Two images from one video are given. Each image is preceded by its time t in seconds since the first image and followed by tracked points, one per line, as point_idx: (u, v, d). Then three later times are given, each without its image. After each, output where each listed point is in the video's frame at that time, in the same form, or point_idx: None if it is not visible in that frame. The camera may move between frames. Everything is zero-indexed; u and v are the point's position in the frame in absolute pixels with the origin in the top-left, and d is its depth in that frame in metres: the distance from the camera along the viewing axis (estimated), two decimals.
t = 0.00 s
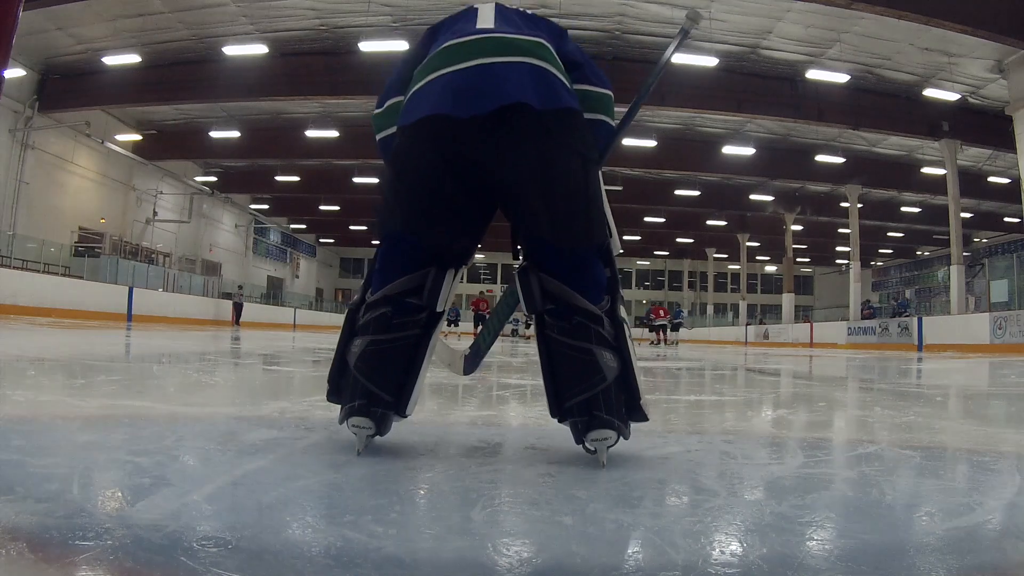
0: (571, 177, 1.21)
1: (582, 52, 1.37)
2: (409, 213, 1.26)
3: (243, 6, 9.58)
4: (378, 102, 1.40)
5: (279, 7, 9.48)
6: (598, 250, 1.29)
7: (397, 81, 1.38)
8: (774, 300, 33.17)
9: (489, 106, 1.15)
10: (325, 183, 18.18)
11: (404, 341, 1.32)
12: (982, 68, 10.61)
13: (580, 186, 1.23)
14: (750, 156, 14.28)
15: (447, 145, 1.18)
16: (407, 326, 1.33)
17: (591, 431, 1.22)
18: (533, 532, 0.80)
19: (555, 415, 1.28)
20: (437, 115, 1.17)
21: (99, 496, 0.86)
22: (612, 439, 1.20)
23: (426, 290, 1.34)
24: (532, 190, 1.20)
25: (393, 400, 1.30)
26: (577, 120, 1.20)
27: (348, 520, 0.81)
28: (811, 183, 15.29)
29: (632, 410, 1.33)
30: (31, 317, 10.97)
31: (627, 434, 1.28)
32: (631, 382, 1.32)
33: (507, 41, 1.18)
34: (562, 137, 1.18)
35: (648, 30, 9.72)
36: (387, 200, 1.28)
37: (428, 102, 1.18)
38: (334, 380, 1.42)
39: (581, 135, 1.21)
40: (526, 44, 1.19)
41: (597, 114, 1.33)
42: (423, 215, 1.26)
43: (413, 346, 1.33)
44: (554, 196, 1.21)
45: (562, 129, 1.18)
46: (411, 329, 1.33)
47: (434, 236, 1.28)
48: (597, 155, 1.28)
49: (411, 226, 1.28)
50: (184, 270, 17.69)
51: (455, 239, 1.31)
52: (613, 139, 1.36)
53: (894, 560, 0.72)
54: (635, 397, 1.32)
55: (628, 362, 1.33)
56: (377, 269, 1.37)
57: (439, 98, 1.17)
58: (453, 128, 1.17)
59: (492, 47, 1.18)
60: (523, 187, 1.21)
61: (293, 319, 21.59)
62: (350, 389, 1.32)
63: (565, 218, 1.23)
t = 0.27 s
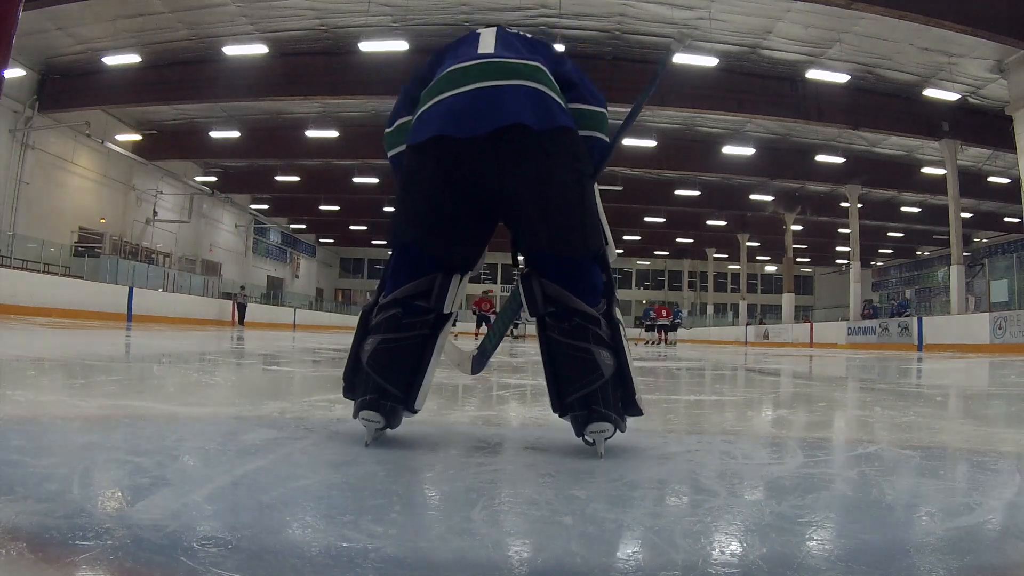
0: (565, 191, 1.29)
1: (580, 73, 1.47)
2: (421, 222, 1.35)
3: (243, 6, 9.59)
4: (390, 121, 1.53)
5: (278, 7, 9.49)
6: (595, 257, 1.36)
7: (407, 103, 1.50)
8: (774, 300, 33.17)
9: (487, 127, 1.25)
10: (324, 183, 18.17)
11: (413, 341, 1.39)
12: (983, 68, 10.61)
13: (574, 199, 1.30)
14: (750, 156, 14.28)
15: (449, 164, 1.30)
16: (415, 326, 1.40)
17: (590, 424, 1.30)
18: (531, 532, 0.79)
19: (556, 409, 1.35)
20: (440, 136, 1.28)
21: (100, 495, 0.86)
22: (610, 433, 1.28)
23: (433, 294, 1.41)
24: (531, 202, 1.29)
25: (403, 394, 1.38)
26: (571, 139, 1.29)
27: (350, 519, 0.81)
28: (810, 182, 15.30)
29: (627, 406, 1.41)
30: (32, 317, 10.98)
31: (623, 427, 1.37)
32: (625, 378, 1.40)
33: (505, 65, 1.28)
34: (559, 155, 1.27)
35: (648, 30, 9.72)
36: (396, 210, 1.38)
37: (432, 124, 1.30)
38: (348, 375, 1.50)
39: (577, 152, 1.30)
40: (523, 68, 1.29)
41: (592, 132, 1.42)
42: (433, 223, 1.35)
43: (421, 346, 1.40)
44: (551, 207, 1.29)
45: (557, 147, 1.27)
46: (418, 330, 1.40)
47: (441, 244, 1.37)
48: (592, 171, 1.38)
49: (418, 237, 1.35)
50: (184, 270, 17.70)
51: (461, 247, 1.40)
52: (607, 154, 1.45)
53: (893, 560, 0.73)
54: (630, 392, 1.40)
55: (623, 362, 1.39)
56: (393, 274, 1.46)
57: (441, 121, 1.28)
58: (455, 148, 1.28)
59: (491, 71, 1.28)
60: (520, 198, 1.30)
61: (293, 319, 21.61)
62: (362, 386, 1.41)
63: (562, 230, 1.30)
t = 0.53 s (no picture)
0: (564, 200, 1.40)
1: (580, 92, 1.61)
2: (429, 235, 1.45)
3: (243, 6, 9.60)
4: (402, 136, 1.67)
5: (279, 7, 9.50)
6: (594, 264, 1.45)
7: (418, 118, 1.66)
8: (774, 300, 33.18)
9: (495, 141, 1.40)
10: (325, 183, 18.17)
11: (422, 341, 1.51)
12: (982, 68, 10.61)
13: (574, 208, 1.41)
14: (750, 156, 14.29)
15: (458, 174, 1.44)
16: (425, 327, 1.51)
17: (589, 418, 1.40)
18: (531, 533, 0.79)
19: (556, 405, 1.46)
20: (452, 149, 1.43)
21: (100, 495, 0.86)
22: (606, 426, 1.38)
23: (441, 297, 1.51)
24: (534, 212, 1.41)
25: (412, 392, 1.48)
26: (571, 151, 1.42)
27: (350, 520, 0.81)
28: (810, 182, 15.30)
29: (623, 402, 1.52)
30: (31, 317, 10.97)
31: (619, 421, 1.47)
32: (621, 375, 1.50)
33: (512, 85, 1.44)
34: (560, 165, 1.40)
35: (648, 30, 9.72)
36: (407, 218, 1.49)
37: (445, 136, 1.45)
38: (361, 373, 1.61)
39: (577, 163, 1.43)
40: (528, 88, 1.44)
41: (589, 146, 1.57)
42: (440, 234, 1.46)
43: (428, 346, 1.51)
44: (551, 217, 1.40)
45: (558, 158, 1.40)
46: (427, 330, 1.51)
47: (451, 251, 1.49)
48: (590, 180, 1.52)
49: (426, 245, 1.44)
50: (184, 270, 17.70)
51: (468, 253, 1.50)
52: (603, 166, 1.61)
53: (893, 560, 0.73)
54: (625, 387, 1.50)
55: (618, 359, 1.50)
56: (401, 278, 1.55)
57: (453, 134, 1.43)
58: (466, 159, 1.43)
59: (498, 90, 1.44)
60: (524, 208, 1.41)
61: (293, 319, 21.59)
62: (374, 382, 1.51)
63: (562, 237, 1.40)
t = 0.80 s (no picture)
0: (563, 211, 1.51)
1: (579, 107, 1.72)
2: (442, 240, 1.59)
3: (243, 6, 9.59)
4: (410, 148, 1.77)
5: (279, 7, 9.50)
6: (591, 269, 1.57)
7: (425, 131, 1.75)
8: (774, 300, 33.17)
9: (499, 155, 1.50)
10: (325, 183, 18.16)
11: (430, 341, 1.62)
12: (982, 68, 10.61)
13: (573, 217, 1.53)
14: (750, 156, 14.28)
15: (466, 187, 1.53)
16: (432, 328, 1.62)
17: (587, 412, 1.51)
18: (531, 533, 0.79)
19: (556, 400, 1.57)
20: (459, 163, 1.53)
21: (100, 495, 0.86)
22: (602, 418, 1.50)
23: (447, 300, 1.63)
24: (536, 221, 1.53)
25: (419, 387, 1.59)
26: (571, 165, 1.53)
27: (350, 520, 0.81)
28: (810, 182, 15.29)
29: (618, 396, 1.64)
30: (32, 317, 10.98)
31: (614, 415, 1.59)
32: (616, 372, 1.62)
33: (515, 102, 1.53)
34: (561, 178, 1.51)
35: (648, 30, 9.72)
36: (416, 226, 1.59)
37: (452, 150, 1.54)
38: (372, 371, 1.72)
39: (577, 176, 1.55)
40: (530, 105, 1.53)
41: (587, 160, 1.68)
42: (449, 241, 1.59)
43: (436, 345, 1.62)
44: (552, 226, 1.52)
45: (557, 172, 1.51)
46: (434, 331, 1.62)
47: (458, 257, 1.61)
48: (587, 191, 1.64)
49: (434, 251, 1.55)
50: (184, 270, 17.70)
51: (473, 259, 1.62)
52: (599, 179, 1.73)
53: (894, 561, 0.72)
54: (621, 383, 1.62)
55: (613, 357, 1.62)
56: (410, 285, 1.67)
57: (459, 149, 1.53)
58: (472, 172, 1.53)
59: (502, 107, 1.53)
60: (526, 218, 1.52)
61: (293, 319, 21.59)
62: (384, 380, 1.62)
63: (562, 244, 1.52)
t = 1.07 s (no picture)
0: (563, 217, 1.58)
1: (576, 117, 1.79)
2: (443, 245, 1.61)
3: (243, 6, 9.59)
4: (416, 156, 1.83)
5: (278, 7, 9.50)
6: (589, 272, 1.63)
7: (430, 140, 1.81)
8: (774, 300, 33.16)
9: (502, 165, 1.55)
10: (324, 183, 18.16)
11: (435, 340, 1.67)
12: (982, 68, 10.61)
13: (571, 222, 1.59)
14: (750, 156, 14.28)
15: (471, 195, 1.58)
16: (436, 328, 1.66)
17: (585, 408, 1.57)
18: (530, 533, 0.79)
19: (554, 396, 1.63)
20: (464, 172, 1.58)
21: (99, 496, 0.86)
22: (599, 414, 1.56)
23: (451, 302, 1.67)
24: (536, 228, 1.57)
25: (424, 384, 1.64)
26: (569, 173, 1.60)
27: (350, 521, 0.81)
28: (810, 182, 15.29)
29: (613, 393, 1.70)
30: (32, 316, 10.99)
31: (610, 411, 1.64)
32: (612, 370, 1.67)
33: (516, 116, 1.61)
34: (559, 187, 1.58)
35: (648, 30, 9.72)
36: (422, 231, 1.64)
37: (457, 160, 1.60)
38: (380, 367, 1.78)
39: (574, 184, 1.62)
40: (530, 117, 1.61)
41: (583, 170, 1.76)
42: (452, 246, 1.61)
43: (440, 344, 1.67)
44: (552, 230, 1.58)
45: (557, 179, 1.58)
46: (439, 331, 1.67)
47: (461, 261, 1.64)
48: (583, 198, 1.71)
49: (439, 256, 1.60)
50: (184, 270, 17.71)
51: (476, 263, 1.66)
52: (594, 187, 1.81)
53: (894, 560, 0.72)
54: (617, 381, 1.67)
55: (609, 357, 1.68)
56: (416, 286, 1.71)
57: (464, 159, 1.59)
58: (475, 181, 1.58)
59: (506, 118, 1.60)
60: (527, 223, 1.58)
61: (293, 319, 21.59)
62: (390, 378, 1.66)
63: (561, 248, 1.58)
